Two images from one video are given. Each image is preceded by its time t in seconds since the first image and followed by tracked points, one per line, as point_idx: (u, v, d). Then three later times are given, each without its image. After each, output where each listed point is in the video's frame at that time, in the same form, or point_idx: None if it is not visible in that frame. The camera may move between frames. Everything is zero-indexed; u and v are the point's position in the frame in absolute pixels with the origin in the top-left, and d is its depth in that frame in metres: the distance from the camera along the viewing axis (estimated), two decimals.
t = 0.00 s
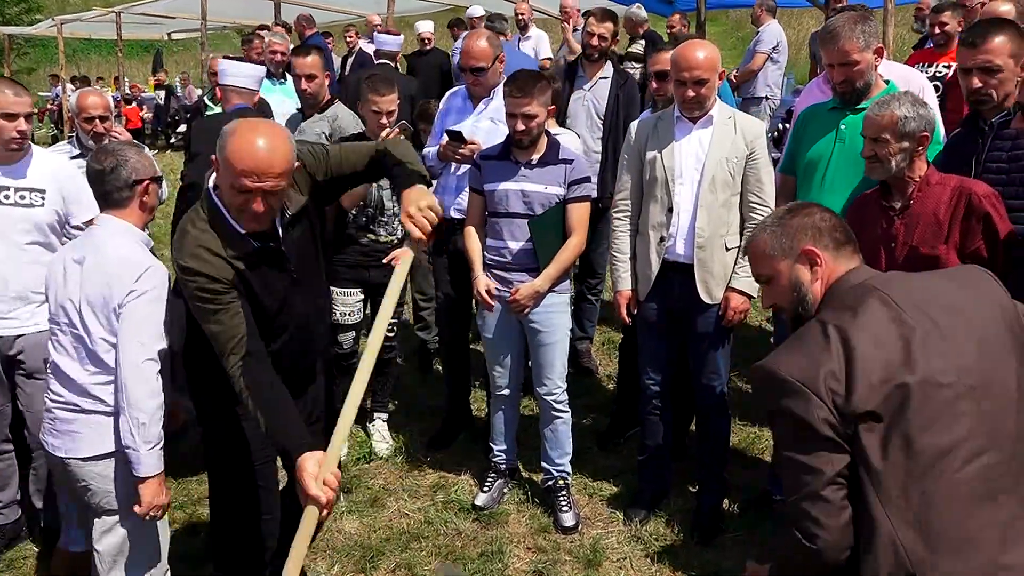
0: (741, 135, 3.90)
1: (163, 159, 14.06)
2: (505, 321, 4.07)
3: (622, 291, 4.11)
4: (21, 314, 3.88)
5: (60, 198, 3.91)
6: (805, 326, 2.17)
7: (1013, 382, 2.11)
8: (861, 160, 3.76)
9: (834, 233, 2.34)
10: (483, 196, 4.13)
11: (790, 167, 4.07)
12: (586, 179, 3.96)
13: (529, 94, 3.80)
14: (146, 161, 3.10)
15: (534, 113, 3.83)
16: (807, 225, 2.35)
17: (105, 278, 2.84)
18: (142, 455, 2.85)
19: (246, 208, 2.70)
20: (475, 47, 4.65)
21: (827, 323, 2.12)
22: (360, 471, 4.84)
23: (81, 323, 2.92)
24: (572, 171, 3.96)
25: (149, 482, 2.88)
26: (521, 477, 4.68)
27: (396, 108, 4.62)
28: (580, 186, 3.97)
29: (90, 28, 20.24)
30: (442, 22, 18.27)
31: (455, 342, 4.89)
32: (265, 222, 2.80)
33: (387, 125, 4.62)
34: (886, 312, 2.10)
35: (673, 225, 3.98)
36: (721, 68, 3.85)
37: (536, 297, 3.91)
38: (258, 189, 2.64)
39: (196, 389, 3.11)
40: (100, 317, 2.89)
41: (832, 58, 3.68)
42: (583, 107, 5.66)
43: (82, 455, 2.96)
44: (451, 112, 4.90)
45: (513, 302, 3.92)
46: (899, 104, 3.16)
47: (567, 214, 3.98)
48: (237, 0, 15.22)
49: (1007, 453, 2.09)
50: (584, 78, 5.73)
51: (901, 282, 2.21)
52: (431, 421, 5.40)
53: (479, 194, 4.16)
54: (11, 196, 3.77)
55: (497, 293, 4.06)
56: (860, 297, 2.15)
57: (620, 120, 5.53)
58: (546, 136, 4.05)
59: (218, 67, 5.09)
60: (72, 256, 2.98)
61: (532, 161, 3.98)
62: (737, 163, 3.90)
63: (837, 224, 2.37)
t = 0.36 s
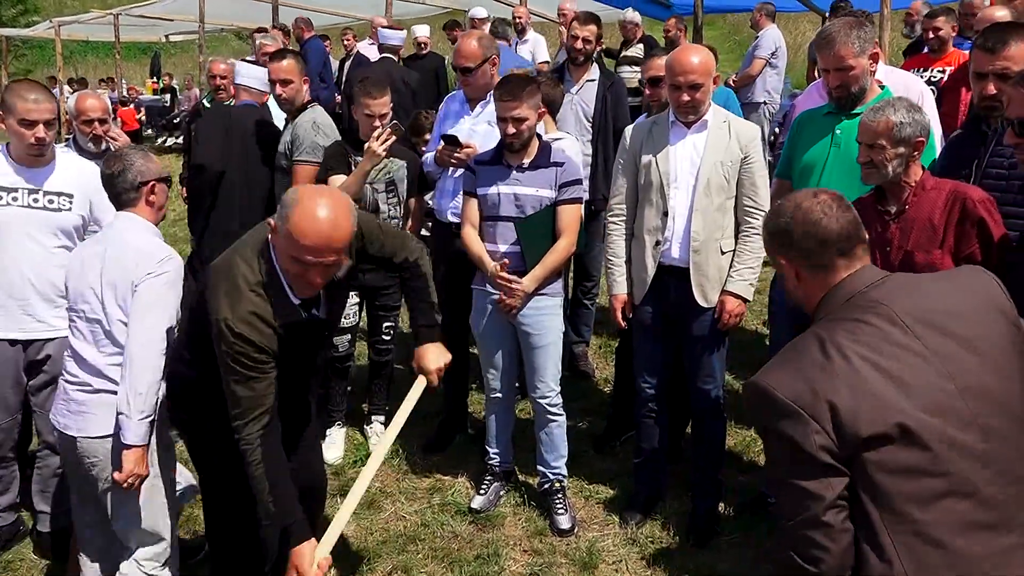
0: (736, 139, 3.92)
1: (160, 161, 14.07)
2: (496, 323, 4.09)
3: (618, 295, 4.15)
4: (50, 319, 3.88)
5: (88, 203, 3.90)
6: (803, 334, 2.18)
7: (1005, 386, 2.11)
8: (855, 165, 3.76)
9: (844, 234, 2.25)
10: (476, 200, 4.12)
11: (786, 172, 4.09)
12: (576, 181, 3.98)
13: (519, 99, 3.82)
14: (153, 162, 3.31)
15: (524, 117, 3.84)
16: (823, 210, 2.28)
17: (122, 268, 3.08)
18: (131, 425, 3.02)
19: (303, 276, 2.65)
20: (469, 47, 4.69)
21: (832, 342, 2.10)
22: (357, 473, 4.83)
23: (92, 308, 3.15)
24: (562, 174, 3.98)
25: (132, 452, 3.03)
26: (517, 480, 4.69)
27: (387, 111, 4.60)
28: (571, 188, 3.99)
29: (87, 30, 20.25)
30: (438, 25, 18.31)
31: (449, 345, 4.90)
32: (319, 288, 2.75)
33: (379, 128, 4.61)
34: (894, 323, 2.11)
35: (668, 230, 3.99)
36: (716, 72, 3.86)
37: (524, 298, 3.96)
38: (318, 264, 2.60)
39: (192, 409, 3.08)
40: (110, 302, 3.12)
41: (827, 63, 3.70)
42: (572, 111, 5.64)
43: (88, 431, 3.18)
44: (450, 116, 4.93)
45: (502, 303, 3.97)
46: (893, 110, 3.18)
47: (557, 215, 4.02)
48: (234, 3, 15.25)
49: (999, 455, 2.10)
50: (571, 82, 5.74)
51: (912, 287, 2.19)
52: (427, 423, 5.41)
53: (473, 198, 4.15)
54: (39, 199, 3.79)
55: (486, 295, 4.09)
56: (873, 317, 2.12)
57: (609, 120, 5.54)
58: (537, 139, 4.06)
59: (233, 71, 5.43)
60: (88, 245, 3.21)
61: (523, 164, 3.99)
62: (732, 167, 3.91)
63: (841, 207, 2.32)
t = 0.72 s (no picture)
0: (728, 145, 3.95)
1: (155, 166, 14.09)
2: (487, 328, 4.11)
3: (610, 302, 4.14)
4: (53, 325, 3.86)
5: (89, 209, 3.93)
6: (812, 316, 2.18)
7: (994, 384, 2.11)
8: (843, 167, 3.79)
9: (845, 229, 2.20)
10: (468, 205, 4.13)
11: (777, 175, 4.12)
12: (566, 185, 4.01)
13: (505, 104, 3.84)
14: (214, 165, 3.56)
15: (512, 120, 3.87)
16: (831, 195, 2.23)
17: (156, 256, 3.31)
18: (128, 407, 3.21)
19: (342, 316, 2.70)
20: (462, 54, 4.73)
21: (842, 332, 2.08)
22: (352, 477, 4.84)
23: (124, 291, 3.36)
24: (552, 178, 4.01)
25: (121, 429, 3.24)
26: (512, 483, 4.70)
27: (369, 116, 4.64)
28: (561, 192, 4.02)
29: (83, 36, 20.29)
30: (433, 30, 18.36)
31: (445, 348, 4.91)
32: (353, 327, 2.80)
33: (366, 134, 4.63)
34: (899, 317, 2.09)
35: (662, 236, 4.00)
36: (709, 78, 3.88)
37: (515, 300, 3.95)
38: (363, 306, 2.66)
39: (200, 411, 3.08)
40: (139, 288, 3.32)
41: (817, 67, 3.74)
42: (563, 117, 5.72)
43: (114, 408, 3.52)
44: (440, 123, 4.94)
45: (491, 305, 3.95)
46: (882, 114, 3.22)
47: (547, 220, 4.02)
48: (230, 9, 15.31)
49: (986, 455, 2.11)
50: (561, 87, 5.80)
51: (924, 282, 2.17)
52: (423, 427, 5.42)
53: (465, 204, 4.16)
54: (44, 206, 3.78)
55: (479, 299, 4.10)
56: (887, 313, 2.10)
57: (597, 123, 5.56)
58: (527, 144, 4.10)
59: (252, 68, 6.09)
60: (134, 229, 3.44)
61: (513, 169, 4.03)
62: (724, 173, 3.94)
63: (860, 183, 2.24)
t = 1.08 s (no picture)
0: (736, 162, 3.76)
1: (149, 171, 14.10)
2: (483, 331, 4.10)
3: (610, 326, 4.03)
4: (32, 328, 3.85)
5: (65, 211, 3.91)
6: (828, 301, 2.18)
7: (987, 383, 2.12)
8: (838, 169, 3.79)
9: (884, 212, 2.16)
10: (462, 208, 4.11)
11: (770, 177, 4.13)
12: (561, 187, 4.00)
13: (501, 102, 3.87)
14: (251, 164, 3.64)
15: (515, 118, 3.90)
16: (855, 184, 2.19)
17: (188, 247, 3.39)
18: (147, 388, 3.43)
19: (333, 300, 2.71)
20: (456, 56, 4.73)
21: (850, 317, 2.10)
22: (346, 480, 4.83)
23: (150, 275, 3.48)
24: (548, 180, 4.01)
25: (141, 408, 3.45)
26: (507, 485, 4.70)
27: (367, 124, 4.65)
28: (557, 193, 4.01)
29: (76, 41, 20.27)
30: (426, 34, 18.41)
31: (439, 352, 4.91)
32: (342, 313, 2.81)
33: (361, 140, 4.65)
34: (906, 310, 2.10)
35: (668, 257, 3.84)
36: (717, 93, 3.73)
37: (512, 302, 3.94)
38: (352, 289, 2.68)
39: (197, 407, 3.08)
40: (166, 274, 3.44)
41: (806, 68, 3.76)
42: (563, 117, 5.72)
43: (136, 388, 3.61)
44: (432, 127, 4.94)
45: (489, 308, 3.95)
46: (870, 118, 3.24)
47: (544, 222, 4.02)
48: (224, 13, 15.34)
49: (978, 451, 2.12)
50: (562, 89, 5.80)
51: (943, 280, 2.16)
52: (418, 430, 5.42)
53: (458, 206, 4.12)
54: (18, 208, 3.76)
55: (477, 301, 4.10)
56: (899, 302, 2.11)
57: (600, 125, 5.57)
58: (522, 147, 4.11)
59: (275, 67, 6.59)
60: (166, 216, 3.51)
61: (509, 171, 4.03)
62: (732, 191, 3.76)
63: (897, 177, 2.20)
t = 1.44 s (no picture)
0: (756, 181, 3.41)
1: (141, 172, 14.06)
2: (481, 332, 4.09)
3: (619, 350, 3.67)
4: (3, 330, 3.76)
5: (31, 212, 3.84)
6: (837, 283, 2.22)
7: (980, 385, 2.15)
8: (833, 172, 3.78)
9: (901, 209, 2.21)
10: (461, 209, 4.09)
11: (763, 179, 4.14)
12: (562, 187, 4.03)
13: (508, 102, 3.88)
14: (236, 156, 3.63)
15: (517, 119, 3.91)
16: (871, 185, 2.24)
17: (180, 242, 3.42)
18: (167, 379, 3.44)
19: (347, 264, 2.75)
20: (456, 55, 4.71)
21: (859, 296, 2.15)
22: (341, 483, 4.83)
23: (142, 269, 3.50)
24: (547, 180, 4.04)
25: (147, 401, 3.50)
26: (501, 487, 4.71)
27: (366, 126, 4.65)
28: (557, 194, 4.04)
29: (69, 41, 20.19)
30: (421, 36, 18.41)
31: (434, 353, 4.91)
32: (346, 279, 2.82)
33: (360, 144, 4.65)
34: (908, 299, 2.14)
35: (678, 282, 3.55)
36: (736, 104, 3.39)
37: (514, 304, 3.94)
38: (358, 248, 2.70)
39: (193, 403, 3.07)
40: (158, 266, 3.47)
41: (801, 69, 3.79)
42: (568, 120, 5.71)
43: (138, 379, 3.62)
44: (432, 127, 4.96)
45: (491, 310, 3.93)
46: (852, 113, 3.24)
47: (544, 222, 4.05)
48: (218, 14, 15.31)
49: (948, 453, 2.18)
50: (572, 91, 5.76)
51: (944, 276, 2.21)
52: (414, 430, 5.44)
53: (456, 207, 4.10)
54: None
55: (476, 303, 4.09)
56: (904, 282, 2.17)
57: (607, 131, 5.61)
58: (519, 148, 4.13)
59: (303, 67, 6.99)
60: (154, 211, 3.51)
61: (508, 173, 4.05)
62: (749, 214, 3.41)
63: (911, 181, 2.25)
